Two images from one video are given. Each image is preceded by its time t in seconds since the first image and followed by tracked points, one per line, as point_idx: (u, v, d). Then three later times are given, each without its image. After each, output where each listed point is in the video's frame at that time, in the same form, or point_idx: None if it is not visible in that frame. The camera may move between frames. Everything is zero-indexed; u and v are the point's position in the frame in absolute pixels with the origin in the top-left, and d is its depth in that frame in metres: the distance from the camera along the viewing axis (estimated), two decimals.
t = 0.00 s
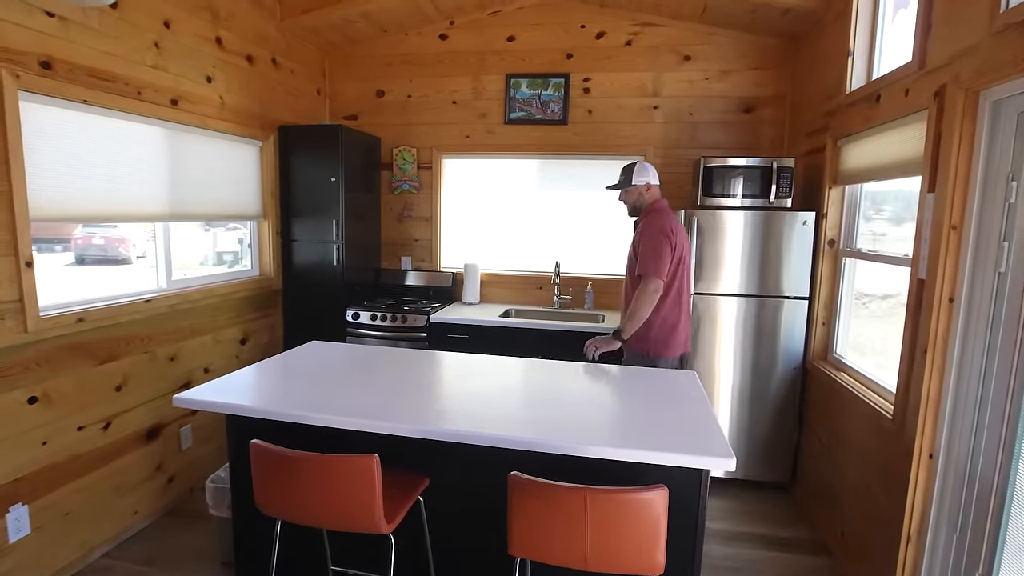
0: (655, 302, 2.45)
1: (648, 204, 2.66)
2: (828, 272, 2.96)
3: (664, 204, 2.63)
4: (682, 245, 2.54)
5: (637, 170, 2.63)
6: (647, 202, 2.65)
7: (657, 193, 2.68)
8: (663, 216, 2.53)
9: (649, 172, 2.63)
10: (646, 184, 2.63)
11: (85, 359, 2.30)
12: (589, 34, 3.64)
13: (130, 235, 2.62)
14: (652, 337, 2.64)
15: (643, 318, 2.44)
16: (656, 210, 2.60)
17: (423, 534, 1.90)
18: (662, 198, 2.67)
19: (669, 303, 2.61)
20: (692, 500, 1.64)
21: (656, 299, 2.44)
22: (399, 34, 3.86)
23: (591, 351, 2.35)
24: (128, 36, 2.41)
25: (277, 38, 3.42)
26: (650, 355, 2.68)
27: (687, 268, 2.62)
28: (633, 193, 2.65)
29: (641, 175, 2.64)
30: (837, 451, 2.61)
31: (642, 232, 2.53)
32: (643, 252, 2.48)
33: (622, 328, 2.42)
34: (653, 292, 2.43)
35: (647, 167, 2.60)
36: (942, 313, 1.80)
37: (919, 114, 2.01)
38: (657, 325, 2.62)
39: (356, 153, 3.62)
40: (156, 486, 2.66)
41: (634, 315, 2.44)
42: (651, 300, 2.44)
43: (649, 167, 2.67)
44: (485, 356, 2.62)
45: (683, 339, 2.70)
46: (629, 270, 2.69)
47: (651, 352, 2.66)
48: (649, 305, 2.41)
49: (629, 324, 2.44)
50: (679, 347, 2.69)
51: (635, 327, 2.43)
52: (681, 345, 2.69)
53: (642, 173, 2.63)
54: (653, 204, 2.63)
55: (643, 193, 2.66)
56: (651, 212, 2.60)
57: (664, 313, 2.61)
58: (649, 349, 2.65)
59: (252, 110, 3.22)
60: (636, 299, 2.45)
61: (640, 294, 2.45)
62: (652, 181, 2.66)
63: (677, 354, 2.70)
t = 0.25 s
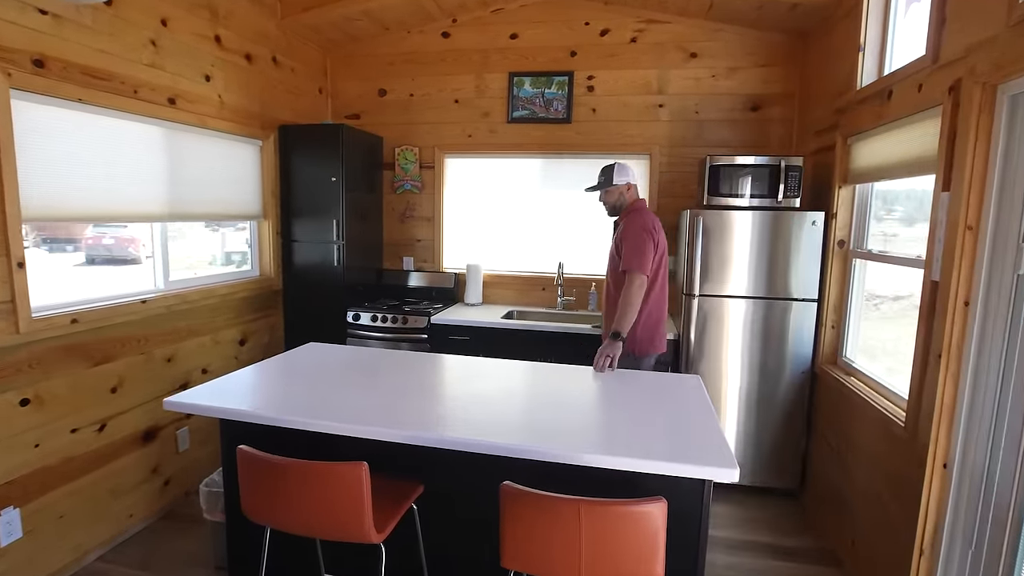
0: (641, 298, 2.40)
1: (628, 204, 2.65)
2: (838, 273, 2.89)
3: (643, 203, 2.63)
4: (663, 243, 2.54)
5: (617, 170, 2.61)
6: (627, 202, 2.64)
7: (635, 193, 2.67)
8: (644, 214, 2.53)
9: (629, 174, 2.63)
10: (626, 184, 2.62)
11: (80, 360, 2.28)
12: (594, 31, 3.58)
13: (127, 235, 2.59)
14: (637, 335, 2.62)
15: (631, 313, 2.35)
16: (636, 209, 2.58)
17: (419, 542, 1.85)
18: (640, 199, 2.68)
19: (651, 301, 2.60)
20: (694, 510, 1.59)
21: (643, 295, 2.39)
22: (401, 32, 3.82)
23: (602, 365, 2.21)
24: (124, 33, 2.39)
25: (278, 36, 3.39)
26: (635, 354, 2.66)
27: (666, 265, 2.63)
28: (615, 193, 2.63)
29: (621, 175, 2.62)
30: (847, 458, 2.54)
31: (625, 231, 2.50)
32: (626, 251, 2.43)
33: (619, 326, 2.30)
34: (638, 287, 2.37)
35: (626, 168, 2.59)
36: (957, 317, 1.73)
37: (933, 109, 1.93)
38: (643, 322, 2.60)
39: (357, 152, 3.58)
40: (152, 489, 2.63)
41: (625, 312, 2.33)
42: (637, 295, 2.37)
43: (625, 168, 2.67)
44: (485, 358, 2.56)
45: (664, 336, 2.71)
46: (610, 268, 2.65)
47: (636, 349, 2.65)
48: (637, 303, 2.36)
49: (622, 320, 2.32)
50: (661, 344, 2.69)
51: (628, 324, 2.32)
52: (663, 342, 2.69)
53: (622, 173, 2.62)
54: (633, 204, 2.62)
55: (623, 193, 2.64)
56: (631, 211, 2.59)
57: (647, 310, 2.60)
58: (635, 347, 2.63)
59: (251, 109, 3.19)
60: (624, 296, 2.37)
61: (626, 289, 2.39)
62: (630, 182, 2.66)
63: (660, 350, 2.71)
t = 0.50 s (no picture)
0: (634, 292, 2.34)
1: (613, 199, 2.58)
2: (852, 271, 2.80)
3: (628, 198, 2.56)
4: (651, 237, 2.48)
5: (604, 163, 2.53)
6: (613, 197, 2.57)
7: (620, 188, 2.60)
8: (631, 208, 2.46)
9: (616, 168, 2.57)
10: (612, 179, 2.55)
11: (79, 358, 2.27)
12: (601, 23, 3.50)
13: (128, 233, 2.59)
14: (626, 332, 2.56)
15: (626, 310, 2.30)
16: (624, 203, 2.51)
17: (414, 545, 1.81)
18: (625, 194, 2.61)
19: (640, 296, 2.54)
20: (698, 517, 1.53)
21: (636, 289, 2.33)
22: (406, 26, 3.78)
23: (602, 363, 2.18)
24: (122, 29, 2.37)
25: (281, 32, 3.37)
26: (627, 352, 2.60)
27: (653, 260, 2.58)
28: (600, 186, 2.55)
29: (608, 169, 2.55)
30: (860, 461, 2.45)
31: (614, 226, 2.43)
32: (619, 246, 2.37)
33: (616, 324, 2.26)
34: (631, 281, 2.32)
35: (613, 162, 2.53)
36: (977, 316, 1.64)
37: (953, 98, 1.84)
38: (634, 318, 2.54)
39: (360, 148, 3.55)
40: (154, 487, 2.63)
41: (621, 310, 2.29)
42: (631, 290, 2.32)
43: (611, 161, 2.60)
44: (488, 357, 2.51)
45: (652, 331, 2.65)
46: (598, 264, 2.58)
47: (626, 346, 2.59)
48: (632, 298, 2.31)
49: (618, 318, 2.28)
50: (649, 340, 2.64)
51: (624, 321, 2.29)
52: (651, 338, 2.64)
53: (608, 167, 2.54)
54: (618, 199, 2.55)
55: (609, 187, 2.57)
56: (617, 207, 2.52)
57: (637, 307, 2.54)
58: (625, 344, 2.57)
59: (254, 105, 3.17)
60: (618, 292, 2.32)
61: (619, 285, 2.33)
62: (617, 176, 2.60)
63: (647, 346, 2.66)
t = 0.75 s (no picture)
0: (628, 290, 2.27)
1: (596, 190, 2.50)
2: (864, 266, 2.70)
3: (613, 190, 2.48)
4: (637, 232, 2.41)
5: (592, 152, 2.42)
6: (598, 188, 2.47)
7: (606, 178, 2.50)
8: (619, 202, 2.37)
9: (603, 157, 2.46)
10: (598, 169, 2.45)
11: (78, 350, 2.27)
12: (607, 10, 3.42)
13: (127, 225, 2.58)
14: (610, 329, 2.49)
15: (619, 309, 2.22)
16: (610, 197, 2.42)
17: (408, 542, 1.79)
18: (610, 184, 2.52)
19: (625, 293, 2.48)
20: (695, 519, 1.48)
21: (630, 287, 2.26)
22: (410, 15, 3.73)
23: (589, 359, 2.11)
24: (118, 20, 2.35)
25: (283, 22, 3.33)
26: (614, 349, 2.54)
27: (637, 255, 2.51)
28: (585, 175, 2.46)
29: (595, 158, 2.44)
30: (870, 460, 2.38)
31: (604, 220, 2.33)
32: (611, 241, 2.28)
33: (609, 323, 2.18)
34: (625, 279, 2.24)
35: (601, 151, 2.43)
36: (993, 312, 1.57)
37: (972, 82, 1.75)
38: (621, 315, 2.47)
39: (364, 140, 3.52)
40: (154, 478, 2.64)
41: (614, 309, 2.20)
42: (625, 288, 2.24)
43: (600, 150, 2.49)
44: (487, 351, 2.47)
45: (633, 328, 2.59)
46: (582, 259, 2.49)
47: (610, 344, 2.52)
48: (625, 296, 2.24)
49: (611, 317, 2.20)
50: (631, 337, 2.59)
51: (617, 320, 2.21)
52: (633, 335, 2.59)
53: (596, 156, 2.44)
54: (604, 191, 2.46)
55: (595, 178, 2.47)
56: (603, 200, 2.42)
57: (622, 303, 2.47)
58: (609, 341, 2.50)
59: (255, 96, 3.14)
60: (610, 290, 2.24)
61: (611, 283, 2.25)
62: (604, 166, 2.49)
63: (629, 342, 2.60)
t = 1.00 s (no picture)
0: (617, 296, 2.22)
1: (576, 185, 2.34)
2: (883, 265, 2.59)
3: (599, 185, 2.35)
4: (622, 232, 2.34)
5: (570, 143, 2.28)
6: (577, 182, 2.34)
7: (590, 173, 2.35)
8: (605, 201, 2.29)
9: (584, 150, 2.29)
10: (576, 162, 2.30)
11: (84, 347, 2.28)
12: (619, 3, 3.35)
13: (134, 222, 2.59)
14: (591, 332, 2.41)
15: (608, 315, 2.17)
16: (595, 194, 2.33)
17: (405, 545, 1.76)
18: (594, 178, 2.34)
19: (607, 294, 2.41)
20: (698, 529, 1.43)
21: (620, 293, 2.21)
22: (419, 11, 3.69)
23: (573, 362, 2.05)
24: (124, 16, 2.35)
25: (292, 18, 3.32)
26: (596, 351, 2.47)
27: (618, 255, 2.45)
28: (561, 168, 2.32)
29: (574, 151, 2.29)
30: (887, 467, 2.29)
31: (592, 221, 2.25)
32: (599, 245, 2.20)
33: (600, 331, 2.12)
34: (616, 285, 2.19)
35: (581, 143, 2.29)
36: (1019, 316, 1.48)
37: (999, 72, 1.66)
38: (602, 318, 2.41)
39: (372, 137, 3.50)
40: (161, 474, 2.65)
41: (604, 316, 2.15)
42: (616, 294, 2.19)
43: (588, 142, 2.33)
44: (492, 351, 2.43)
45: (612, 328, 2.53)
46: (564, 260, 2.39)
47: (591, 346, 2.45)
48: (616, 302, 2.19)
49: (602, 325, 2.14)
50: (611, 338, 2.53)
51: (608, 328, 2.16)
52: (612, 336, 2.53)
53: (576, 148, 2.29)
54: (585, 187, 2.33)
55: (574, 171, 2.33)
56: (587, 198, 2.32)
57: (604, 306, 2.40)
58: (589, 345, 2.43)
59: (263, 93, 3.14)
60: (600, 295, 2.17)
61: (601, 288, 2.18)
62: (587, 159, 2.32)
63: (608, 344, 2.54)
